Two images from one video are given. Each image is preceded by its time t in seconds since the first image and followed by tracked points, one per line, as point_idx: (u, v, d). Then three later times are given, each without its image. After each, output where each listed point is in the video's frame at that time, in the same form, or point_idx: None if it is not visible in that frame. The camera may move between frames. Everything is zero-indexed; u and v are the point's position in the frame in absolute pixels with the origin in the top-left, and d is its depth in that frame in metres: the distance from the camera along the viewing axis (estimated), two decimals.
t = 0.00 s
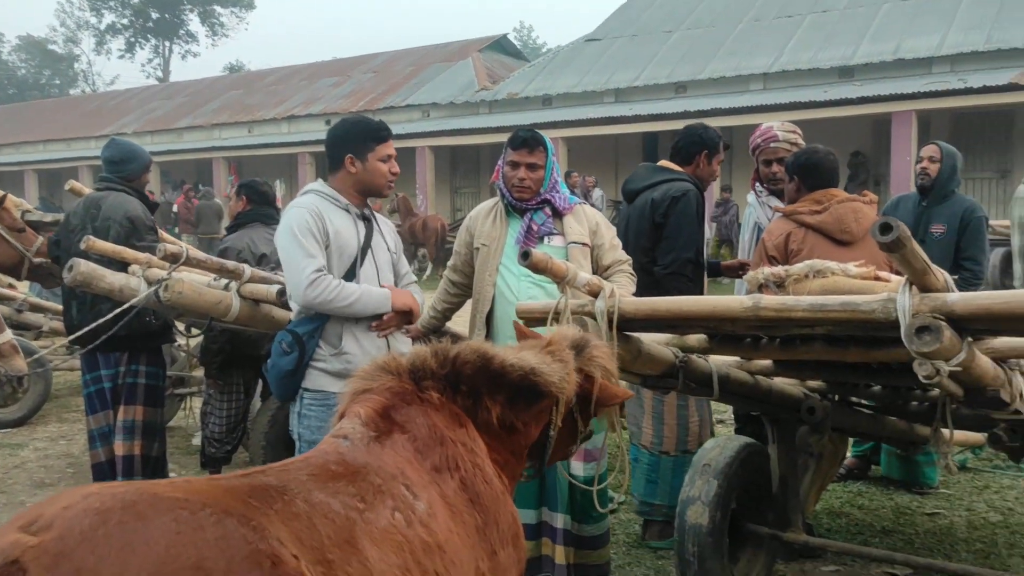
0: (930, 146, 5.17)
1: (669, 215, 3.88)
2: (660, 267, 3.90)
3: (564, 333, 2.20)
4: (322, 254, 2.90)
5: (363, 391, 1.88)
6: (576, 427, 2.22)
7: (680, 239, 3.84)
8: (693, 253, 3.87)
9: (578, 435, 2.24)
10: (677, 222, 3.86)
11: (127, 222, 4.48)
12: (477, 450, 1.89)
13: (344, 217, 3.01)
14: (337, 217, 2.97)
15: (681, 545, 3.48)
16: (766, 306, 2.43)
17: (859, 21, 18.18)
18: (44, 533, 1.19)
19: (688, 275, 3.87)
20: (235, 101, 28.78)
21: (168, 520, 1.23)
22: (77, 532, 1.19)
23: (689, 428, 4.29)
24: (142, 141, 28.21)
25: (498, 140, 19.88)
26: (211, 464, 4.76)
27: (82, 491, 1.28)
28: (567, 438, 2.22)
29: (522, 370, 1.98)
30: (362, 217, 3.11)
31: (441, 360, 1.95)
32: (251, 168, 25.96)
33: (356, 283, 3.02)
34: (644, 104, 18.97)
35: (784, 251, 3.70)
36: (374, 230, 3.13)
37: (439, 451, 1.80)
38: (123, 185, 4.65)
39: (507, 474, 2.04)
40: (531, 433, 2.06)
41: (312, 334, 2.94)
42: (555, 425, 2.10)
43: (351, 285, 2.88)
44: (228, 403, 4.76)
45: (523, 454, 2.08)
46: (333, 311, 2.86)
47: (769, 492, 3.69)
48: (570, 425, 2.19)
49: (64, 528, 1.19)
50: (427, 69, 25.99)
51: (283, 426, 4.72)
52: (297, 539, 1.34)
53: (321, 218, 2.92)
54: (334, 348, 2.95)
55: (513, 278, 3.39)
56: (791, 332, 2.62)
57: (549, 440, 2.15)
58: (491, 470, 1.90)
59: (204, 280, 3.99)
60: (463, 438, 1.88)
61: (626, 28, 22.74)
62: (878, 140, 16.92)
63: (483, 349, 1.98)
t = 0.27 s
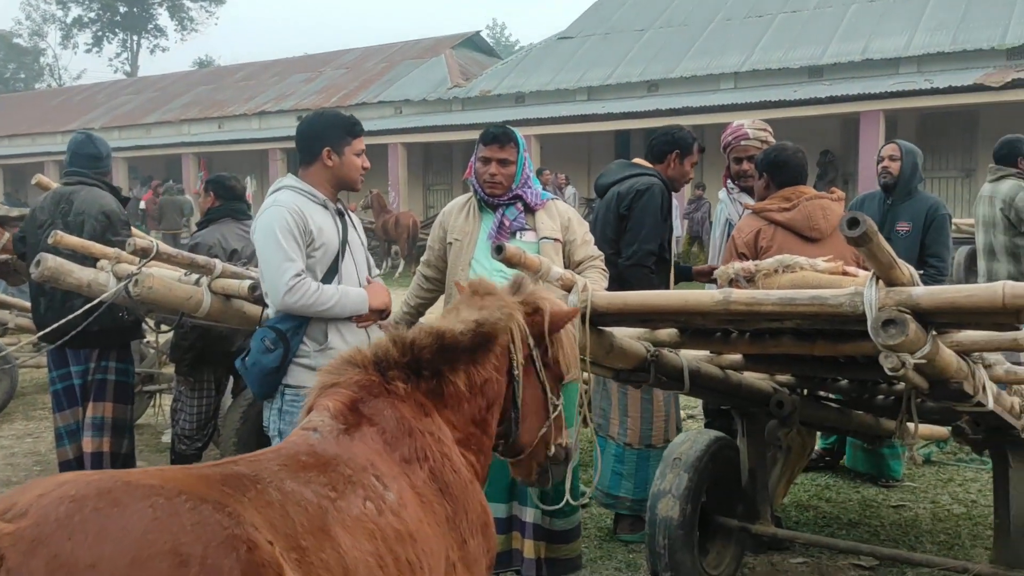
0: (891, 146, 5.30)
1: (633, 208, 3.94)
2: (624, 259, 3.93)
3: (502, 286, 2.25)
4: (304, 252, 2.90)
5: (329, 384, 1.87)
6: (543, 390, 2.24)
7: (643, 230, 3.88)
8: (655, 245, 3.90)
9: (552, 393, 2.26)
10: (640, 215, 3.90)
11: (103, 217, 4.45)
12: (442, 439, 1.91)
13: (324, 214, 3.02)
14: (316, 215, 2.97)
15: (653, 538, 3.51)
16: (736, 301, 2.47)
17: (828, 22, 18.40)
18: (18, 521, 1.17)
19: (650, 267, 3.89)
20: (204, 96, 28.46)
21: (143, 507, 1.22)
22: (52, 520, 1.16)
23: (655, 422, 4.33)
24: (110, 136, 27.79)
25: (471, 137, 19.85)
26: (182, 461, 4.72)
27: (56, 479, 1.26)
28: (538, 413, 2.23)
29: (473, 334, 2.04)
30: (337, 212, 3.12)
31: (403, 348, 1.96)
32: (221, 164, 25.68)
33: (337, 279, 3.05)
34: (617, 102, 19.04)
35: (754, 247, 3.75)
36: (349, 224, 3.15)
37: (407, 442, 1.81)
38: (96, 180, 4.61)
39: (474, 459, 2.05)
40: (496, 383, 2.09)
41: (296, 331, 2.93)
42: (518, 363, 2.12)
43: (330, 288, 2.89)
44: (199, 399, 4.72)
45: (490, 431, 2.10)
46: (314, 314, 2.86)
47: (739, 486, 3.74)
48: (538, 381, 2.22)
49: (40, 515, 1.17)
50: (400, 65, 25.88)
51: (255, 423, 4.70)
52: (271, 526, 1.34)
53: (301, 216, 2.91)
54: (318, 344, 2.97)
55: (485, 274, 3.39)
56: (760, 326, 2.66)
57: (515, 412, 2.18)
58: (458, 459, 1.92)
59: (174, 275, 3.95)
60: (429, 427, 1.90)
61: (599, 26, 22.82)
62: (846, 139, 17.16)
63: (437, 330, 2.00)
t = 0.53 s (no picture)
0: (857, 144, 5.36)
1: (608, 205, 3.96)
2: (598, 253, 3.95)
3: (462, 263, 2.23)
4: (288, 250, 2.89)
5: (303, 381, 1.87)
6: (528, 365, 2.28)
7: (617, 226, 3.90)
8: (629, 241, 3.91)
9: (536, 360, 2.31)
10: (614, 212, 3.92)
11: (88, 212, 4.45)
12: (418, 432, 1.92)
13: (307, 210, 3.01)
14: (299, 211, 2.96)
15: (633, 533, 3.52)
16: (715, 295, 2.49)
17: (808, 22, 18.54)
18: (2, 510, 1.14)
19: (623, 262, 3.90)
20: (185, 93, 28.25)
21: (127, 497, 1.19)
22: (37, 509, 1.14)
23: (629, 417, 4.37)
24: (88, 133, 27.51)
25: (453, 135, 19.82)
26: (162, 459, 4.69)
27: (37, 470, 1.23)
28: (526, 387, 2.27)
29: (436, 314, 2.02)
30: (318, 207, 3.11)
31: (373, 340, 1.96)
32: (202, 161, 25.50)
33: (321, 275, 3.05)
34: (599, 100, 19.08)
35: (735, 243, 3.78)
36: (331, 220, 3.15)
37: (383, 437, 1.82)
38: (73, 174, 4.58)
39: (452, 445, 2.07)
40: (470, 357, 2.10)
41: (281, 328, 2.93)
42: (488, 330, 2.12)
43: (317, 286, 2.90)
44: (179, 397, 4.70)
45: (469, 412, 2.11)
46: (301, 311, 2.87)
47: (718, 480, 3.76)
48: (519, 350, 2.25)
49: (24, 504, 1.14)
50: (382, 63, 25.80)
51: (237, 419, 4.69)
52: (253, 517, 1.33)
53: (285, 213, 2.90)
54: (305, 340, 2.98)
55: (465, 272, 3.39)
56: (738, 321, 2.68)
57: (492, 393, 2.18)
58: (433, 450, 1.92)
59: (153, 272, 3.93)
60: (403, 420, 1.90)
61: (580, 24, 22.85)
62: (826, 138, 17.29)
63: (404, 319, 2.00)
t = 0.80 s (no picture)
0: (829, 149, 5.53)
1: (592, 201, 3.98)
2: (582, 250, 3.97)
3: (455, 258, 2.24)
4: (277, 250, 2.90)
5: (295, 378, 1.87)
6: (528, 357, 2.32)
7: (601, 223, 3.91)
8: (613, 237, 3.92)
9: (535, 353, 2.34)
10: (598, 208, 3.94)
11: (73, 210, 4.47)
12: (410, 429, 1.92)
13: (297, 209, 3.01)
14: (289, 210, 2.96)
15: (625, 530, 3.54)
16: (706, 292, 2.50)
17: (797, 22, 18.63)
18: (3, 504, 1.14)
19: (607, 258, 3.92)
20: (174, 93, 28.15)
21: (127, 490, 1.19)
22: (36, 503, 1.13)
23: (618, 416, 4.39)
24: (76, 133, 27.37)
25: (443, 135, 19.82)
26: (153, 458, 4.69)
27: (34, 464, 1.23)
28: (525, 377, 2.30)
29: (430, 311, 2.04)
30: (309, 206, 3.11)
31: (366, 338, 1.97)
32: (191, 161, 25.40)
33: (311, 274, 3.05)
34: (589, 100, 19.11)
35: (726, 241, 3.81)
36: (322, 218, 3.15)
37: (375, 434, 1.82)
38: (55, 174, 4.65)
39: (447, 442, 2.08)
40: (467, 354, 2.11)
41: (271, 327, 2.94)
42: (488, 327, 2.15)
43: (306, 286, 2.90)
44: (170, 396, 4.69)
45: (464, 408, 2.12)
46: (290, 311, 2.87)
47: (708, 478, 3.79)
48: (518, 342, 2.28)
49: (25, 498, 1.14)
50: (372, 62, 25.76)
51: (229, 418, 4.68)
52: (248, 511, 1.33)
53: (274, 213, 2.90)
54: (295, 338, 2.98)
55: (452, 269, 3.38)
56: (728, 318, 2.69)
57: (489, 388, 2.19)
58: (425, 447, 1.92)
59: (144, 271, 3.93)
60: (395, 417, 1.90)
61: (571, 24, 22.89)
62: (815, 137, 17.38)
63: (396, 316, 2.01)
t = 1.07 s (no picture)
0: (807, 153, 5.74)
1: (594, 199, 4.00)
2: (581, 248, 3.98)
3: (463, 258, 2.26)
4: (278, 251, 2.90)
5: (305, 378, 1.88)
6: (530, 355, 2.34)
7: (601, 220, 3.93)
8: (611, 236, 3.93)
9: (536, 354, 2.36)
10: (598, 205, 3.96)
11: (61, 211, 4.49)
12: (418, 429, 1.93)
13: (298, 211, 3.02)
14: (290, 211, 2.97)
15: (626, 529, 3.55)
16: (708, 292, 2.52)
17: (792, 21, 18.67)
18: (24, 504, 1.16)
19: (603, 256, 3.93)
20: (169, 92, 28.09)
21: (144, 490, 1.20)
22: (56, 503, 1.15)
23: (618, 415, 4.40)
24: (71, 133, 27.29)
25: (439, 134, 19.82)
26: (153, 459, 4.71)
27: (51, 465, 1.24)
28: (528, 375, 2.32)
29: (438, 311, 2.05)
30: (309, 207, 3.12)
31: (375, 338, 1.98)
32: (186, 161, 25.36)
33: (312, 275, 3.06)
34: (584, 100, 19.13)
35: (725, 240, 3.82)
36: (322, 219, 3.15)
37: (384, 434, 1.83)
38: (51, 174, 4.65)
39: (454, 441, 2.09)
40: (475, 353, 2.12)
41: (274, 329, 2.95)
42: (495, 327, 2.16)
43: (308, 286, 2.91)
44: (170, 397, 4.70)
45: (470, 407, 2.13)
46: (292, 312, 2.88)
47: (709, 477, 3.81)
48: (522, 342, 2.29)
49: (45, 497, 1.15)
50: (367, 62, 25.74)
51: (229, 418, 4.67)
52: (262, 510, 1.35)
53: (276, 214, 2.90)
54: (297, 340, 2.98)
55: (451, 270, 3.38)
56: (730, 318, 2.71)
57: (494, 387, 2.21)
58: (433, 448, 1.94)
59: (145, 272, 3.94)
60: (404, 417, 1.91)
61: (566, 23, 22.92)
62: (810, 136, 17.41)
63: (404, 316, 2.02)
